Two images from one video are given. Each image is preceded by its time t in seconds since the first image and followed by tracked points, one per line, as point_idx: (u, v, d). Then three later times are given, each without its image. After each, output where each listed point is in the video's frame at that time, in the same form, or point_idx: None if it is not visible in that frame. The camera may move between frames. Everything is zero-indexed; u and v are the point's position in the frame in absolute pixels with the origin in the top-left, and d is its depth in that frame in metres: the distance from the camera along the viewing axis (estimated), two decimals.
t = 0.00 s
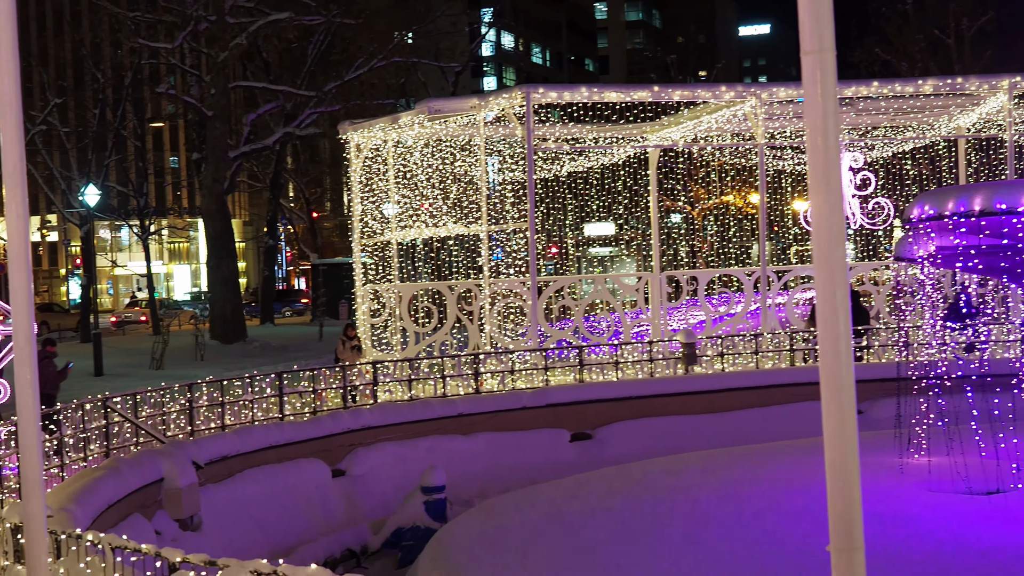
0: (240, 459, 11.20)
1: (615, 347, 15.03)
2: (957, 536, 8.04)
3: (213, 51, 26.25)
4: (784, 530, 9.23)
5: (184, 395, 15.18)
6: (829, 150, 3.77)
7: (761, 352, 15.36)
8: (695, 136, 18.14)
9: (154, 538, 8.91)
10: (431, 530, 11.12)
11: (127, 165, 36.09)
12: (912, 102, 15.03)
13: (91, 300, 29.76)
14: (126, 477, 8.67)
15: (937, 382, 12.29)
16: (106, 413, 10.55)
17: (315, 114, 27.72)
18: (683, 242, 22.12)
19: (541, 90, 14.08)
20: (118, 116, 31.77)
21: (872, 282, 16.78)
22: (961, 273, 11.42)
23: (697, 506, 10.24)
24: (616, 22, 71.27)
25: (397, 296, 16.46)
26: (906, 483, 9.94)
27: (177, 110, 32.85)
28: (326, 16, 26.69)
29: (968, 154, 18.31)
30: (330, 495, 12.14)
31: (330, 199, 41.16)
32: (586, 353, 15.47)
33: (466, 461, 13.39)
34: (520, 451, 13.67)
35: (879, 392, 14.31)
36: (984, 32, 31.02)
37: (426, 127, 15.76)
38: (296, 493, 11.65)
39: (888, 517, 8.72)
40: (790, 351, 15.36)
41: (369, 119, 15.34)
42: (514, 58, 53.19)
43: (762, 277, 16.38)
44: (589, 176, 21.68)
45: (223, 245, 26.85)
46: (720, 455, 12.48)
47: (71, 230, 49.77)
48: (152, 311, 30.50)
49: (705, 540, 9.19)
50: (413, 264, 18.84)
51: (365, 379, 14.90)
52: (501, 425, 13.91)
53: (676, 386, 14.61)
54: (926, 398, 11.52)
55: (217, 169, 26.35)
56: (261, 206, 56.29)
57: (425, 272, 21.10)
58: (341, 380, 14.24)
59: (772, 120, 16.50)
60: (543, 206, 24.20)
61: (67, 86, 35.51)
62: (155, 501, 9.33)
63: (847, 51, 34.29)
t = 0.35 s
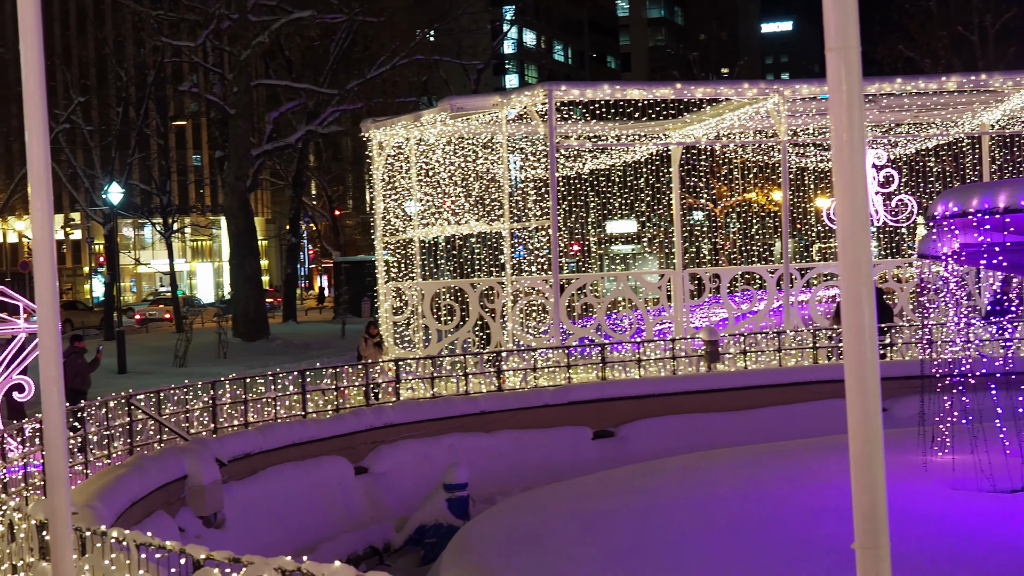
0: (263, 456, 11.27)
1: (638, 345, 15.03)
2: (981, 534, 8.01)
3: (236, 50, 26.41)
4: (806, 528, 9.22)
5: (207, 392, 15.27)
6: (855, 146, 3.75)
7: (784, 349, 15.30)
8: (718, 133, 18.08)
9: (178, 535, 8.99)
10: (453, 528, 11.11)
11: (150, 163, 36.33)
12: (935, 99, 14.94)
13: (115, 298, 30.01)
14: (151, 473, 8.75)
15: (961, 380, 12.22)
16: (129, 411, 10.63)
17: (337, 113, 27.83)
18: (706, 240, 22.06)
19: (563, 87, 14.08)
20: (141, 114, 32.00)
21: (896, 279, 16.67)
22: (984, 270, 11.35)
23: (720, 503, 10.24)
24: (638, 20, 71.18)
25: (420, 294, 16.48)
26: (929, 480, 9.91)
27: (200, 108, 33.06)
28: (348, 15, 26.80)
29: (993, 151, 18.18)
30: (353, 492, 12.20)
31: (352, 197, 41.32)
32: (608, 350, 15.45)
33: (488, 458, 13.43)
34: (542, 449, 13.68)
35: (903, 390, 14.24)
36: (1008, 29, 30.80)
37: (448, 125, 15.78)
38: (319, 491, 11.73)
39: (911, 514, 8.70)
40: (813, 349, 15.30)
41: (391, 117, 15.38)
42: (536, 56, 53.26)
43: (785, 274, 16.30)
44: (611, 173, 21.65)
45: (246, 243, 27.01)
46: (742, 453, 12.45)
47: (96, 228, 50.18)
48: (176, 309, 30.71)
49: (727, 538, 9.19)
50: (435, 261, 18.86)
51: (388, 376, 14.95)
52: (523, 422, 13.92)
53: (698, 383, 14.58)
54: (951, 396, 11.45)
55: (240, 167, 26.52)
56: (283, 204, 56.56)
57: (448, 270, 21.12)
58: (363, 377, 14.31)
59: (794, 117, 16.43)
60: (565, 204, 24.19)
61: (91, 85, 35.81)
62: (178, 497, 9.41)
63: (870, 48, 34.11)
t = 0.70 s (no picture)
0: (287, 454, 11.34)
1: (660, 342, 15.00)
2: (1007, 532, 7.94)
3: (259, 47, 26.55)
4: (828, 526, 9.20)
5: (231, 388, 15.37)
6: (880, 144, 3.74)
7: (807, 347, 15.26)
8: (741, 130, 17.99)
9: (202, 532, 9.07)
10: (476, 525, 11.17)
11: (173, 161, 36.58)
12: (960, 95, 14.83)
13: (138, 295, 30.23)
14: (175, 471, 8.83)
15: (986, 377, 12.15)
16: (154, 408, 10.73)
17: (360, 110, 27.94)
18: (728, 237, 21.99)
19: (586, 84, 14.07)
20: (164, 112, 32.22)
21: (920, 277, 16.56)
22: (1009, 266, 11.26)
23: (741, 501, 10.23)
24: (660, 17, 71.08)
25: (442, 291, 16.52)
26: (955, 478, 9.84)
27: (222, 106, 33.24)
28: (371, 12, 26.87)
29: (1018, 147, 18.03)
30: (376, 489, 12.26)
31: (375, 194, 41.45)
32: (630, 348, 15.43)
33: (511, 456, 13.45)
34: (564, 446, 13.70)
35: (928, 387, 14.17)
36: None
37: (471, 122, 15.81)
38: (342, 488, 11.79)
39: (935, 512, 8.65)
40: (836, 346, 15.21)
41: (414, 114, 15.42)
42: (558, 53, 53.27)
43: (808, 271, 16.21)
44: (634, 170, 21.62)
45: (269, 241, 27.16)
46: (766, 450, 12.41)
47: (120, 226, 50.57)
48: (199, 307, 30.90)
49: (750, 535, 9.18)
50: (458, 259, 18.88)
51: (411, 373, 14.99)
52: (547, 420, 13.93)
53: (722, 381, 14.55)
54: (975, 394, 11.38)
55: (263, 164, 26.69)
56: (306, 202, 56.81)
57: (471, 268, 21.14)
58: (386, 375, 14.36)
59: (818, 113, 16.34)
60: (587, 201, 24.16)
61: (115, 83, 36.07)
62: (203, 495, 9.49)
63: (894, 43, 33.89)
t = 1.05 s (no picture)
0: (308, 450, 11.40)
1: (681, 339, 14.97)
2: None
3: (279, 45, 26.65)
4: (849, 522, 9.18)
5: (252, 385, 15.46)
6: (903, 140, 3.73)
7: (828, 344, 15.21)
8: (762, 127, 17.92)
9: (223, 529, 9.13)
10: (497, 522, 11.22)
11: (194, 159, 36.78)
12: (982, 91, 14.73)
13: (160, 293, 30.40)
14: (196, 467, 8.89)
15: (1008, 374, 12.08)
16: (175, 405, 10.80)
17: (380, 107, 28.04)
18: (748, 234, 21.92)
19: (606, 81, 14.06)
20: (185, 110, 32.40)
21: (942, 273, 16.48)
22: None
23: (761, 498, 10.21)
24: (679, 14, 70.93)
25: (462, 289, 16.55)
26: (977, 476, 9.78)
27: (242, 104, 33.39)
28: (390, 10, 26.92)
29: None
30: (397, 486, 12.31)
31: (395, 192, 41.55)
32: (650, 345, 15.41)
33: (531, 452, 13.46)
34: (585, 443, 13.71)
35: (950, 384, 14.10)
36: None
37: (490, 119, 15.83)
38: (363, 485, 11.85)
39: (958, 510, 8.60)
40: (858, 342, 15.15)
41: (434, 112, 15.45)
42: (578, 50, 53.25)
43: (828, 267, 16.12)
44: (654, 167, 21.58)
45: (290, 239, 27.26)
46: (787, 448, 12.38)
47: (141, 223, 50.90)
48: (220, 304, 31.07)
49: (771, 532, 9.18)
50: (479, 255, 18.91)
51: (432, 370, 15.02)
52: (568, 417, 13.95)
53: (743, 378, 14.54)
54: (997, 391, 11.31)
55: (284, 161, 26.82)
56: (326, 200, 57.00)
57: (491, 265, 21.17)
58: (407, 372, 14.41)
59: (839, 110, 16.26)
60: (607, 198, 24.14)
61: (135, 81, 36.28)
62: (225, 491, 9.56)
63: (915, 39, 33.70)
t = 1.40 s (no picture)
0: (331, 447, 11.47)
1: (704, 336, 14.95)
2: None
3: (303, 42, 26.76)
4: (874, 519, 9.16)
5: (276, 381, 15.55)
6: (931, 135, 3.73)
7: (853, 340, 15.15)
8: (786, 123, 17.82)
9: (249, 525, 9.20)
10: (521, 519, 11.27)
11: (218, 156, 37.00)
12: (1008, 87, 14.60)
13: (184, 289, 30.62)
14: (221, 464, 8.97)
15: None
16: (200, 401, 10.90)
17: (403, 104, 28.15)
18: (772, 230, 21.82)
19: (630, 77, 14.04)
20: (209, 107, 32.59)
21: (967, 270, 16.35)
22: None
23: (785, 495, 10.20)
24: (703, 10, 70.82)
25: (485, 285, 16.59)
26: (1004, 473, 9.72)
27: (266, 101, 33.54)
28: (413, 7, 26.99)
29: None
30: (421, 482, 12.37)
31: (418, 188, 41.66)
32: (675, 341, 15.37)
33: (556, 449, 13.50)
34: (609, 439, 13.74)
35: (975, 381, 14.04)
36: None
37: (514, 116, 15.85)
38: (387, 481, 11.91)
39: (984, 507, 8.55)
40: (882, 339, 15.08)
41: (457, 109, 15.47)
42: (601, 47, 53.23)
43: (853, 264, 16.02)
44: (678, 163, 21.53)
45: (314, 235, 27.38)
46: (811, 444, 12.35)
47: (165, 221, 51.24)
48: (244, 301, 31.26)
49: (796, 529, 9.16)
50: (502, 252, 18.94)
51: (455, 367, 15.07)
52: (592, 413, 13.96)
53: (767, 374, 14.53)
54: (1023, 388, 11.24)
55: (307, 159, 26.98)
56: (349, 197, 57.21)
57: (514, 262, 21.19)
58: (430, 368, 14.47)
59: (864, 106, 16.15)
60: (630, 195, 24.11)
61: (160, 78, 36.52)
62: (250, 487, 9.63)
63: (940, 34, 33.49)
